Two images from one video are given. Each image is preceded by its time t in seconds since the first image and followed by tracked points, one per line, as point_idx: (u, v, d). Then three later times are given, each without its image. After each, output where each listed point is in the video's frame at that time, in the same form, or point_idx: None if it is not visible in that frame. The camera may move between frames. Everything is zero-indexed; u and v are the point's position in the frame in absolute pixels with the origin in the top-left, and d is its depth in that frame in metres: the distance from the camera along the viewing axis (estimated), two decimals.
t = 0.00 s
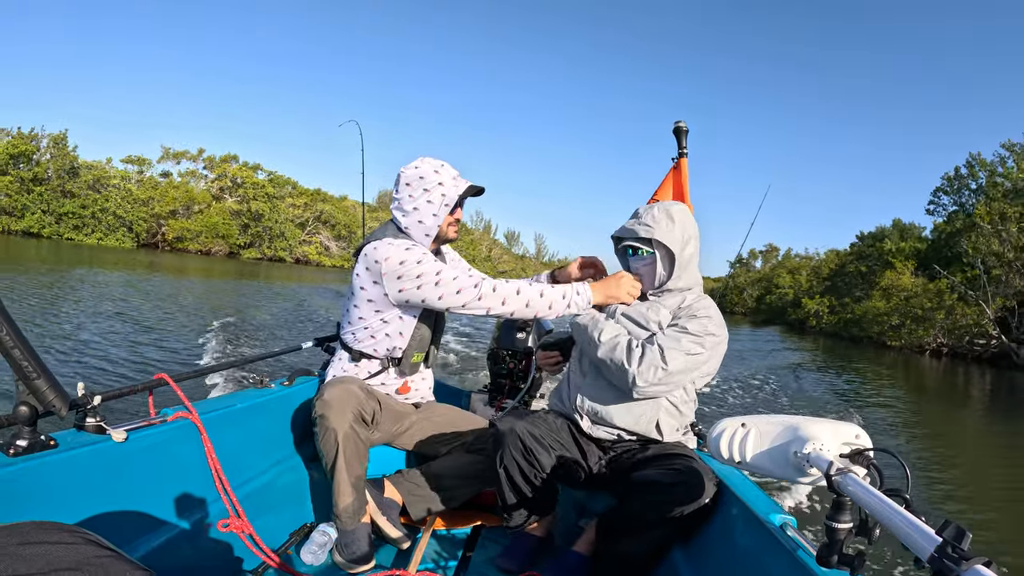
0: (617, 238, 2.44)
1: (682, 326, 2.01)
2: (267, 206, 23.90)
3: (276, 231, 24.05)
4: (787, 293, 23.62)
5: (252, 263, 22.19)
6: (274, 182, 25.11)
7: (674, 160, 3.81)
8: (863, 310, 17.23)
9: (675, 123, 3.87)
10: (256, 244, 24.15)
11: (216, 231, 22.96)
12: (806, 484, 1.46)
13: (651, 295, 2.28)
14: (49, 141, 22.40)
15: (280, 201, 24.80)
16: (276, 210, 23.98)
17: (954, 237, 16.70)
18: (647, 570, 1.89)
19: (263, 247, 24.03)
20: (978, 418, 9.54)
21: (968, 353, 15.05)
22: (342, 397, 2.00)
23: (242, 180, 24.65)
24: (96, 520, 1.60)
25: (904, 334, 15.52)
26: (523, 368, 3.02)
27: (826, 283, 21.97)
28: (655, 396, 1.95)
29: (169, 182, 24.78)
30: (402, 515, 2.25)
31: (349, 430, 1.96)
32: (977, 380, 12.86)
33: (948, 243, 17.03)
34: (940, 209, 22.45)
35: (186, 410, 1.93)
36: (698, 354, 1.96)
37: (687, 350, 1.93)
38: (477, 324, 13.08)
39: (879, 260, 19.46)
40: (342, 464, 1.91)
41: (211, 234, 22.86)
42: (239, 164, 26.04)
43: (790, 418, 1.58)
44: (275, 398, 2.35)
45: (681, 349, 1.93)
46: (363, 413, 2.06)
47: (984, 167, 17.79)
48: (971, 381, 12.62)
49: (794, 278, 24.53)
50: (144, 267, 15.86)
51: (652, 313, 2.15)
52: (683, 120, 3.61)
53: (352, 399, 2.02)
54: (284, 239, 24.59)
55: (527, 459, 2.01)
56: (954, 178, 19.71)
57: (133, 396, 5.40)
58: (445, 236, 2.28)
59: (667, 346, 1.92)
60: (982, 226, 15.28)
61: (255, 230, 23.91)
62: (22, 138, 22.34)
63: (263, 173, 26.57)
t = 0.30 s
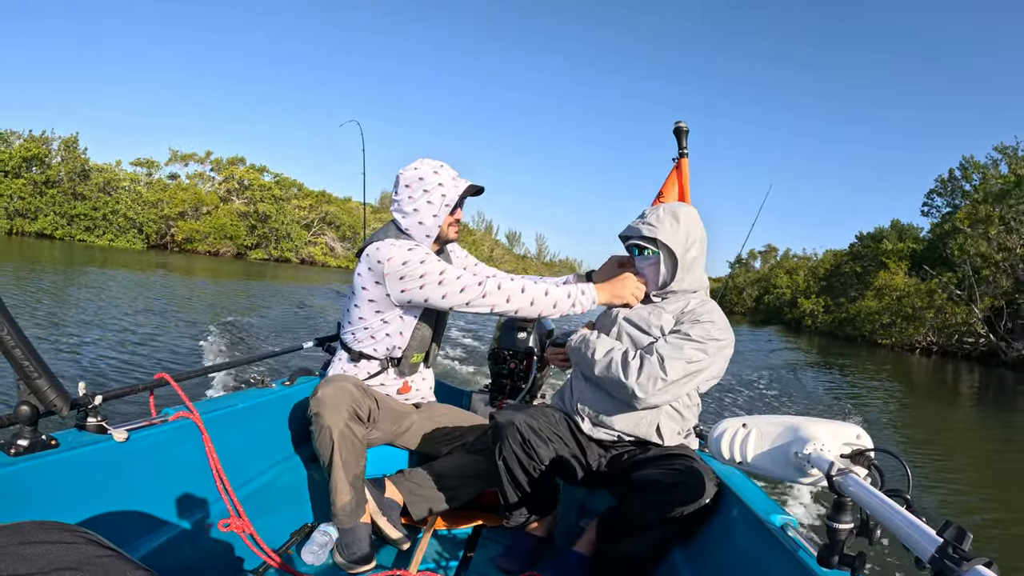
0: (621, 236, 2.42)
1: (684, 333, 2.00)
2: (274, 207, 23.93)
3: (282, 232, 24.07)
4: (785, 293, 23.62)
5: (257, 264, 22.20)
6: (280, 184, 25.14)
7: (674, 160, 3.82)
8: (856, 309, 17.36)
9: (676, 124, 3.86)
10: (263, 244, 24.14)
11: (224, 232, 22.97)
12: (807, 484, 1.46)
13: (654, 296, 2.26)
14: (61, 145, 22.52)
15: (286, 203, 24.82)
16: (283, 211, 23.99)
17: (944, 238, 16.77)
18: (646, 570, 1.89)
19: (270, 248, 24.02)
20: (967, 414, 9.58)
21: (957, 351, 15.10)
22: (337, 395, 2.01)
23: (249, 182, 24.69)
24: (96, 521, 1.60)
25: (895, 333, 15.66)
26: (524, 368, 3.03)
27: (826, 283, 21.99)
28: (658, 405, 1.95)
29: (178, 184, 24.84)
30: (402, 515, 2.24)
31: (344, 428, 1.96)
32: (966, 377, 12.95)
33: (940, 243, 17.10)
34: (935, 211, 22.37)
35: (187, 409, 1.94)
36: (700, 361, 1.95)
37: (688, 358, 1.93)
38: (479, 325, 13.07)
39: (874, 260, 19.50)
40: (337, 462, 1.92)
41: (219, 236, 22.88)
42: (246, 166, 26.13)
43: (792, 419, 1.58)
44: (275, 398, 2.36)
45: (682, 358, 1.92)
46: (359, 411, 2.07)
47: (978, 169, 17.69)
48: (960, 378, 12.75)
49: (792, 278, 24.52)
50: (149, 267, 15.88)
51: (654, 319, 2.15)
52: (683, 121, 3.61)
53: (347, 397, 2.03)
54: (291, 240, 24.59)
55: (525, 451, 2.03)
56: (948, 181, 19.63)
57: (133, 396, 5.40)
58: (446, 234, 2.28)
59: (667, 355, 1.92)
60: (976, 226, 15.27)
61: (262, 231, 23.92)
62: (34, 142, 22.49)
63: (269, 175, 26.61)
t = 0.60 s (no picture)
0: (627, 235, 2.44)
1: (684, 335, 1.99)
2: (280, 209, 23.94)
3: (288, 232, 24.08)
4: (783, 293, 23.64)
5: (263, 265, 22.22)
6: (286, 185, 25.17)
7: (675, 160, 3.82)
8: (851, 309, 17.41)
9: (676, 124, 3.86)
10: (269, 245, 24.15)
11: (233, 233, 22.97)
12: (808, 484, 1.46)
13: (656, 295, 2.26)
14: (71, 147, 22.60)
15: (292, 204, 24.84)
16: (289, 213, 24.01)
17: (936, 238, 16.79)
18: (646, 570, 1.89)
19: (275, 248, 24.03)
20: (957, 410, 9.60)
21: (947, 350, 15.19)
22: (335, 395, 2.01)
23: (256, 184, 24.72)
24: (97, 521, 1.60)
25: (887, 331, 15.71)
26: (524, 369, 3.03)
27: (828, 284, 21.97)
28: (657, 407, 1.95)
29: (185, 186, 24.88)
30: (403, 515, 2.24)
31: (341, 428, 1.96)
32: (958, 374, 13.01)
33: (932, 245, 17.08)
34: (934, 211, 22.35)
35: (188, 410, 1.94)
36: (699, 363, 1.94)
37: (687, 360, 1.93)
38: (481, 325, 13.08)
39: (868, 261, 19.58)
40: (336, 461, 1.92)
41: (228, 237, 22.88)
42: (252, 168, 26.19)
43: (793, 419, 1.57)
44: (275, 398, 2.36)
45: (680, 360, 1.92)
46: (357, 411, 2.06)
47: (972, 172, 17.48)
48: (950, 375, 12.86)
49: (790, 278, 24.53)
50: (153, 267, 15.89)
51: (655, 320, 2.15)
52: (683, 121, 3.62)
53: (344, 396, 2.03)
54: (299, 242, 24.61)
55: (524, 446, 2.03)
56: (943, 183, 19.21)
57: (134, 397, 5.41)
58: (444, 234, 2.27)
59: (665, 358, 1.92)
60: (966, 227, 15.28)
61: (269, 232, 23.95)
62: (45, 143, 22.32)
63: (274, 177, 26.65)
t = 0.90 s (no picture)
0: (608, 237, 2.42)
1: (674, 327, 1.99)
2: (286, 210, 23.98)
3: (295, 233, 24.12)
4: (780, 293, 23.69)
5: (268, 266, 22.26)
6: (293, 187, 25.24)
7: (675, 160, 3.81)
8: (846, 309, 17.49)
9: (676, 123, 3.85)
10: (276, 245, 24.19)
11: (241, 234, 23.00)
12: (809, 484, 1.46)
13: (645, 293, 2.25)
14: (82, 151, 22.69)
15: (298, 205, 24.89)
16: (295, 214, 24.05)
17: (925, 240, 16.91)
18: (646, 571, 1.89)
19: (281, 249, 24.07)
20: (947, 406, 9.67)
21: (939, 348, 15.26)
22: (336, 395, 2.01)
23: (263, 186, 24.78)
24: (98, 522, 1.60)
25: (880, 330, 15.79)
26: (524, 369, 3.03)
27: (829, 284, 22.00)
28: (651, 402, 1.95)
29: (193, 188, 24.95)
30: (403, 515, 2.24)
31: (344, 428, 1.96)
32: (949, 371, 13.12)
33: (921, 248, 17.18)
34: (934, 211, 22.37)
35: (188, 411, 1.94)
36: (690, 354, 1.93)
37: (679, 352, 1.92)
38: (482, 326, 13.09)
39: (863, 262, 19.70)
40: (337, 461, 1.91)
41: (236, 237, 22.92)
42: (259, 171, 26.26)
43: (794, 418, 1.57)
44: (276, 398, 2.36)
45: (672, 352, 1.92)
46: (358, 411, 2.07)
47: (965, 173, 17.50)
48: (944, 372, 12.93)
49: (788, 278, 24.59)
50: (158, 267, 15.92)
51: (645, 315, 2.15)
52: (683, 120, 3.61)
53: (345, 397, 2.03)
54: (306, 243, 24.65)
55: (524, 445, 2.03)
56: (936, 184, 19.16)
57: (134, 398, 5.41)
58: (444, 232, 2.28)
59: (655, 351, 1.92)
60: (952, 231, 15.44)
61: (276, 233, 24.00)
62: (56, 147, 22.41)
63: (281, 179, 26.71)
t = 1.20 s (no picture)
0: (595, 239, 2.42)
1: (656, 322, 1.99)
2: (293, 211, 23.98)
3: (302, 234, 24.12)
4: (778, 293, 23.74)
5: (274, 266, 22.26)
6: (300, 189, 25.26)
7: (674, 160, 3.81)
8: (840, 308, 17.56)
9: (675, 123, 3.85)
10: (284, 246, 24.17)
11: (249, 234, 23.00)
12: (808, 483, 1.47)
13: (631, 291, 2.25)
14: (93, 154, 22.70)
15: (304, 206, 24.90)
16: (302, 215, 24.06)
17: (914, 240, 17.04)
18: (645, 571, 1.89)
19: (287, 250, 24.06)
20: (948, 403, 9.67)
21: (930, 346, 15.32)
22: (336, 397, 2.01)
23: (270, 188, 24.77)
24: (97, 524, 1.60)
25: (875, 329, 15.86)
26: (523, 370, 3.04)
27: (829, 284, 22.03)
28: (640, 399, 1.95)
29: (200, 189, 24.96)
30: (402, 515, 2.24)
31: (344, 429, 1.96)
32: (942, 368, 13.22)
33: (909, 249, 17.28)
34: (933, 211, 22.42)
35: (188, 412, 1.94)
36: (674, 348, 1.92)
37: (664, 347, 1.91)
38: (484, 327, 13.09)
39: (858, 262, 19.80)
40: (337, 462, 1.91)
41: (245, 238, 22.91)
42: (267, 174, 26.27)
43: (793, 417, 1.57)
44: (276, 398, 2.36)
45: (657, 347, 1.91)
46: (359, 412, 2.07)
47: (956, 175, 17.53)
48: (933, 368, 13.05)
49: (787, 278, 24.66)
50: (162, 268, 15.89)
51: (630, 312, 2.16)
52: (682, 120, 3.61)
53: (345, 399, 2.03)
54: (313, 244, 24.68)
55: (522, 443, 2.03)
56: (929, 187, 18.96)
57: (134, 399, 5.40)
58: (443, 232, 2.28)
59: (639, 347, 1.92)
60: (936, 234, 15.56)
61: (284, 233, 23.99)
62: (66, 150, 22.42)
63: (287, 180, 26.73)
